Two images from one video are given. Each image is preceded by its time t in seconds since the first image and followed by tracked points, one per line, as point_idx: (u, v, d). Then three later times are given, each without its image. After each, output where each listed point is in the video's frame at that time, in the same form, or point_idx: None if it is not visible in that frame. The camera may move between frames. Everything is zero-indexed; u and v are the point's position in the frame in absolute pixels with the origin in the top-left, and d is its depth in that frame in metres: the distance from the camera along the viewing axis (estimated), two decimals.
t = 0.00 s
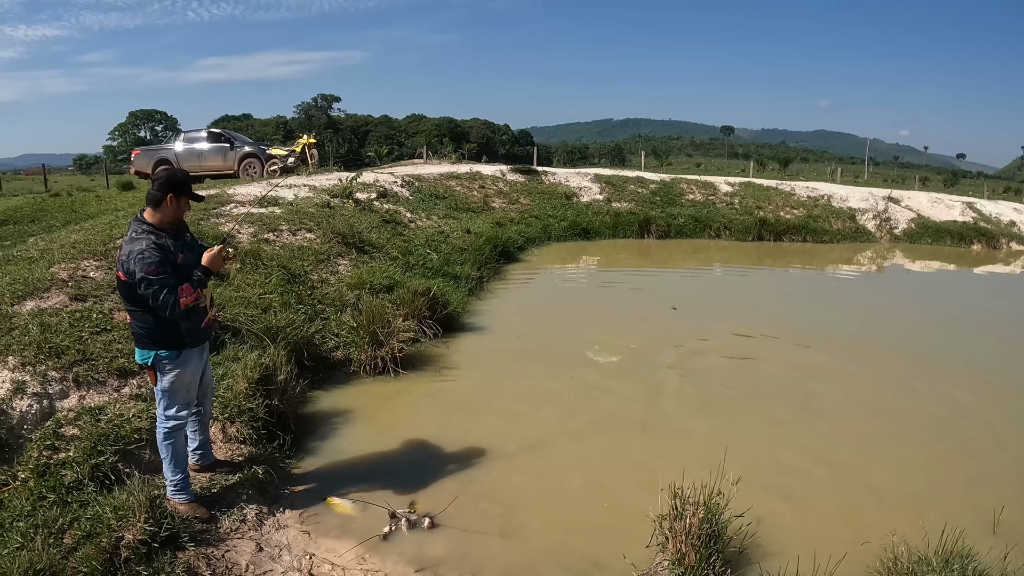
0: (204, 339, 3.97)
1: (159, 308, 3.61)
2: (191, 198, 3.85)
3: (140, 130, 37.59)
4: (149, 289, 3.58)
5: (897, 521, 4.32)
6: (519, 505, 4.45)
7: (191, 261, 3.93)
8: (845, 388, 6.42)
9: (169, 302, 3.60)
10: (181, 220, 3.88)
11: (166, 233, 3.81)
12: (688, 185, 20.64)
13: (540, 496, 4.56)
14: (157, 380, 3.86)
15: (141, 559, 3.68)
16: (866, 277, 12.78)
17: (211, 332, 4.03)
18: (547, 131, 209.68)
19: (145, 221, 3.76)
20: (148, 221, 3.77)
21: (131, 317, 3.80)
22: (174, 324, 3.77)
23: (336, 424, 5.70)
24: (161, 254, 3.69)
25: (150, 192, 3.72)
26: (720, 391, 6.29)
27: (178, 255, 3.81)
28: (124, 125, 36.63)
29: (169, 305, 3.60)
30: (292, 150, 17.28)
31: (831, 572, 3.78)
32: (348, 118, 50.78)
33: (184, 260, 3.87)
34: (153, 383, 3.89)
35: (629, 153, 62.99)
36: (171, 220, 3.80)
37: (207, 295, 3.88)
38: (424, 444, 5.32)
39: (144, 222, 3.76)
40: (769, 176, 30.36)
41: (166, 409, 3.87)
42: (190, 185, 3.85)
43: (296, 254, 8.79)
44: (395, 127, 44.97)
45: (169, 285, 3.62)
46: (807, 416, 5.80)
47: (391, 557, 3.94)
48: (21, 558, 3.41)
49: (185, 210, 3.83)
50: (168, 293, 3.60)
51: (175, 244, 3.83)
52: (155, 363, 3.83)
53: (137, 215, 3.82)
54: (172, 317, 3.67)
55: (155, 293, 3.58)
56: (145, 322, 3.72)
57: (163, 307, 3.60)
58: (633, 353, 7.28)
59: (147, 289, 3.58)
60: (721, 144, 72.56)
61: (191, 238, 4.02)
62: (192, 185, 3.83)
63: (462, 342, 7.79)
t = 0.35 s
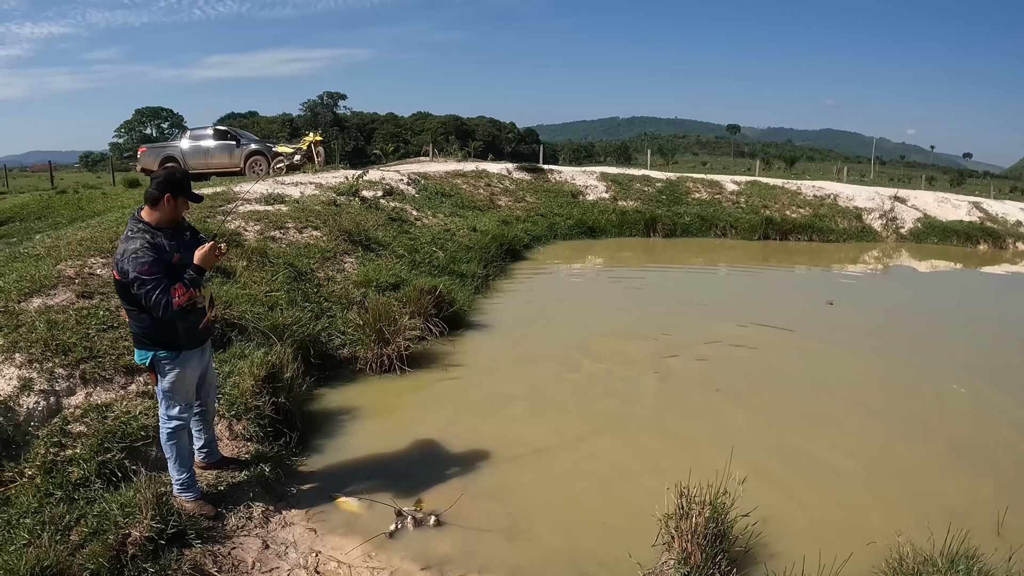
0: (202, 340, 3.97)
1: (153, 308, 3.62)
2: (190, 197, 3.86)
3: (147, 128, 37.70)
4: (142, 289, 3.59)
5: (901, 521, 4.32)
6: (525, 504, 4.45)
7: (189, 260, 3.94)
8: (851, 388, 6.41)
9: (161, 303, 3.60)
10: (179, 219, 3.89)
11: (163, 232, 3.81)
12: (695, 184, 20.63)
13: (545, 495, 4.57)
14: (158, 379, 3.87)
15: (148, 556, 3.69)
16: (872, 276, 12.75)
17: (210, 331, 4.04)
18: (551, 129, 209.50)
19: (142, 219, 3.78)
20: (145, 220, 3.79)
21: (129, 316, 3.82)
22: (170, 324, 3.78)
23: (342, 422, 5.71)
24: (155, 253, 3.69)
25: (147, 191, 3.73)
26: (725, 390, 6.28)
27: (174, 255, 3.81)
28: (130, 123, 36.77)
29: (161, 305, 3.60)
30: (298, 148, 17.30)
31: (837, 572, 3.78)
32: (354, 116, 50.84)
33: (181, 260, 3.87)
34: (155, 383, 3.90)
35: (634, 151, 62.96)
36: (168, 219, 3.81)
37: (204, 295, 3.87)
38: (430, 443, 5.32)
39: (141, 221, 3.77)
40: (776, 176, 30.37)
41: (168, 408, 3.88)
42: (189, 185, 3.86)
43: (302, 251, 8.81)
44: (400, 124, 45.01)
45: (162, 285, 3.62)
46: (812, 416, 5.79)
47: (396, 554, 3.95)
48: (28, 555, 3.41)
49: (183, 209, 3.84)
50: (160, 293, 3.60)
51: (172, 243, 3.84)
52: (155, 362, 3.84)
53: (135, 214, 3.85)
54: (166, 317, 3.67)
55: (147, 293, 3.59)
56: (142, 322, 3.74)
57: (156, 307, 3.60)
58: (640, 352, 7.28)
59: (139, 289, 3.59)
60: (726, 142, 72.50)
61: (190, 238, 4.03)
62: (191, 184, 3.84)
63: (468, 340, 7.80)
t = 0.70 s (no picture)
0: (202, 337, 3.97)
1: (152, 305, 3.61)
2: (187, 193, 3.86)
3: (150, 126, 37.75)
4: (141, 286, 3.59)
5: (903, 522, 4.31)
6: (527, 503, 4.45)
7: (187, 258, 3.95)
8: (853, 388, 6.40)
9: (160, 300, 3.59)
10: (176, 216, 3.90)
11: (160, 229, 3.82)
12: (697, 183, 20.62)
13: (547, 493, 4.56)
14: (158, 379, 3.87)
15: (149, 554, 3.70)
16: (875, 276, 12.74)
17: (209, 329, 4.04)
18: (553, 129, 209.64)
19: (139, 217, 3.78)
20: (142, 217, 3.79)
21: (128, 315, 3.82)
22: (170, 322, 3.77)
23: (344, 420, 5.71)
24: (154, 250, 3.69)
25: (143, 188, 3.74)
26: (727, 390, 6.27)
27: (172, 252, 3.81)
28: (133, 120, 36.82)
29: (160, 302, 3.60)
30: (301, 146, 17.31)
31: (840, 572, 3.78)
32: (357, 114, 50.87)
33: (179, 256, 3.87)
34: (155, 383, 3.90)
35: (637, 150, 62.93)
36: (165, 216, 3.82)
37: (204, 292, 3.84)
38: (432, 441, 5.32)
39: (139, 219, 3.78)
40: (779, 175, 30.33)
41: (168, 407, 3.88)
42: (185, 182, 3.87)
43: (304, 249, 8.81)
44: (403, 123, 45.04)
45: (161, 282, 3.62)
46: (814, 415, 5.78)
47: (398, 552, 3.94)
48: (30, 552, 3.41)
49: (180, 206, 3.84)
50: (159, 290, 3.59)
51: (169, 240, 3.85)
52: (155, 362, 3.83)
53: (132, 213, 3.86)
54: (165, 314, 3.67)
55: (146, 290, 3.59)
56: (141, 320, 3.74)
57: (155, 305, 3.60)
58: (641, 350, 7.28)
59: (138, 286, 3.59)
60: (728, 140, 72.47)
61: (187, 235, 4.03)
62: (188, 181, 3.85)
63: (470, 338, 7.80)
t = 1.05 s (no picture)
0: (203, 335, 3.99)
1: (159, 305, 3.63)
2: (188, 192, 3.85)
3: (151, 124, 37.76)
4: (148, 286, 3.60)
5: (905, 523, 4.30)
6: (529, 503, 4.44)
7: (189, 257, 3.95)
8: (855, 388, 6.39)
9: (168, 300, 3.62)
10: (177, 216, 3.89)
11: (163, 228, 3.82)
12: (699, 182, 20.60)
13: (550, 493, 4.56)
14: (158, 379, 3.87)
15: (150, 554, 3.70)
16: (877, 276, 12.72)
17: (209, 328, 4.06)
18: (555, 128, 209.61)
19: (142, 217, 3.78)
20: (145, 217, 3.79)
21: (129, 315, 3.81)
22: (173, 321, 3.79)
23: (346, 419, 5.71)
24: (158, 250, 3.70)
25: (144, 188, 3.72)
26: (728, 390, 6.26)
27: (175, 252, 3.82)
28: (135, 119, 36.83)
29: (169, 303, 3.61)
30: (303, 144, 17.31)
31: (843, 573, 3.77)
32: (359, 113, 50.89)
33: (183, 256, 3.88)
34: (156, 383, 3.89)
35: (639, 148, 62.90)
36: (167, 215, 3.81)
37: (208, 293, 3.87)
38: (434, 441, 5.32)
39: (141, 218, 3.77)
40: (781, 175, 30.30)
41: (169, 407, 3.88)
42: (186, 181, 3.86)
43: (306, 248, 8.81)
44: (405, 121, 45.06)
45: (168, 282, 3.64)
46: (815, 416, 5.77)
47: (400, 552, 3.94)
48: (31, 552, 3.41)
49: (182, 205, 3.84)
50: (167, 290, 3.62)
51: (172, 240, 3.85)
52: (157, 362, 3.81)
53: (132, 212, 3.84)
54: (171, 314, 3.69)
55: (154, 290, 3.61)
56: (143, 319, 3.73)
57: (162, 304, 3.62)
58: (643, 350, 7.27)
59: (145, 286, 3.60)
60: (731, 140, 72.21)
61: (188, 234, 4.03)
62: (189, 179, 3.84)
63: (472, 337, 7.79)
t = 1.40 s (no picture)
0: (205, 335, 4.00)
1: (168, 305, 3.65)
2: (197, 193, 3.85)
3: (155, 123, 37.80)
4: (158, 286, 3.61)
5: (906, 526, 4.28)
6: (528, 504, 4.42)
7: (195, 257, 3.95)
8: (856, 390, 6.36)
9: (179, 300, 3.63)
10: (185, 216, 3.89)
11: (171, 228, 3.81)
12: (702, 182, 20.58)
13: (549, 494, 4.54)
14: (158, 378, 3.86)
15: (148, 553, 3.68)
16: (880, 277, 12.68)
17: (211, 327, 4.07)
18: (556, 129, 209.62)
19: (151, 216, 3.76)
20: (154, 216, 3.77)
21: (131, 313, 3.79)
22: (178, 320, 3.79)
23: (346, 419, 5.69)
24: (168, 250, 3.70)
25: (154, 187, 3.70)
26: (730, 391, 6.23)
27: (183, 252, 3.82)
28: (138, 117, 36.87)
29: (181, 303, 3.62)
30: (306, 143, 17.30)
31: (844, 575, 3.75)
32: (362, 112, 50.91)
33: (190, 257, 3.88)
34: (156, 382, 3.88)
35: (641, 148, 62.88)
36: (176, 215, 3.80)
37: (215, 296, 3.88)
38: (434, 441, 5.30)
39: (150, 217, 3.75)
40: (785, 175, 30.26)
41: (169, 406, 3.86)
42: (195, 182, 3.85)
43: (308, 247, 8.80)
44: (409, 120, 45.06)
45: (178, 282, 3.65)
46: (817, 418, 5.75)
47: (398, 553, 3.92)
48: (29, 551, 3.39)
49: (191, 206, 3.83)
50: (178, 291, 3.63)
51: (180, 240, 3.84)
52: (158, 361, 3.80)
53: (139, 210, 3.81)
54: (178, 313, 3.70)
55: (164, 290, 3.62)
56: (147, 318, 3.72)
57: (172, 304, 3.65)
58: (644, 350, 7.26)
59: (155, 286, 3.61)
60: (733, 139, 72.22)
61: (193, 234, 4.02)
62: (197, 181, 3.83)
63: (473, 337, 7.78)
